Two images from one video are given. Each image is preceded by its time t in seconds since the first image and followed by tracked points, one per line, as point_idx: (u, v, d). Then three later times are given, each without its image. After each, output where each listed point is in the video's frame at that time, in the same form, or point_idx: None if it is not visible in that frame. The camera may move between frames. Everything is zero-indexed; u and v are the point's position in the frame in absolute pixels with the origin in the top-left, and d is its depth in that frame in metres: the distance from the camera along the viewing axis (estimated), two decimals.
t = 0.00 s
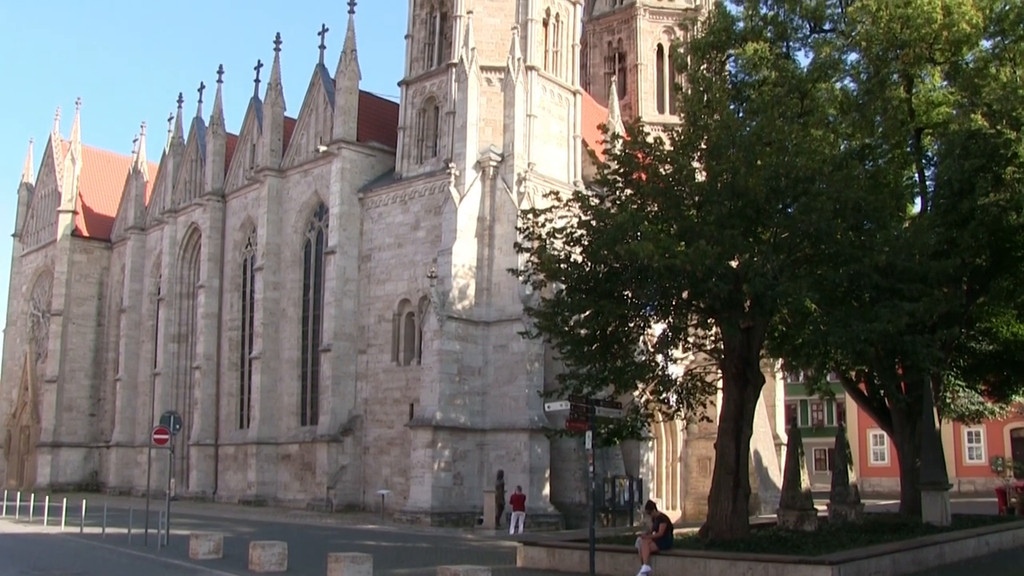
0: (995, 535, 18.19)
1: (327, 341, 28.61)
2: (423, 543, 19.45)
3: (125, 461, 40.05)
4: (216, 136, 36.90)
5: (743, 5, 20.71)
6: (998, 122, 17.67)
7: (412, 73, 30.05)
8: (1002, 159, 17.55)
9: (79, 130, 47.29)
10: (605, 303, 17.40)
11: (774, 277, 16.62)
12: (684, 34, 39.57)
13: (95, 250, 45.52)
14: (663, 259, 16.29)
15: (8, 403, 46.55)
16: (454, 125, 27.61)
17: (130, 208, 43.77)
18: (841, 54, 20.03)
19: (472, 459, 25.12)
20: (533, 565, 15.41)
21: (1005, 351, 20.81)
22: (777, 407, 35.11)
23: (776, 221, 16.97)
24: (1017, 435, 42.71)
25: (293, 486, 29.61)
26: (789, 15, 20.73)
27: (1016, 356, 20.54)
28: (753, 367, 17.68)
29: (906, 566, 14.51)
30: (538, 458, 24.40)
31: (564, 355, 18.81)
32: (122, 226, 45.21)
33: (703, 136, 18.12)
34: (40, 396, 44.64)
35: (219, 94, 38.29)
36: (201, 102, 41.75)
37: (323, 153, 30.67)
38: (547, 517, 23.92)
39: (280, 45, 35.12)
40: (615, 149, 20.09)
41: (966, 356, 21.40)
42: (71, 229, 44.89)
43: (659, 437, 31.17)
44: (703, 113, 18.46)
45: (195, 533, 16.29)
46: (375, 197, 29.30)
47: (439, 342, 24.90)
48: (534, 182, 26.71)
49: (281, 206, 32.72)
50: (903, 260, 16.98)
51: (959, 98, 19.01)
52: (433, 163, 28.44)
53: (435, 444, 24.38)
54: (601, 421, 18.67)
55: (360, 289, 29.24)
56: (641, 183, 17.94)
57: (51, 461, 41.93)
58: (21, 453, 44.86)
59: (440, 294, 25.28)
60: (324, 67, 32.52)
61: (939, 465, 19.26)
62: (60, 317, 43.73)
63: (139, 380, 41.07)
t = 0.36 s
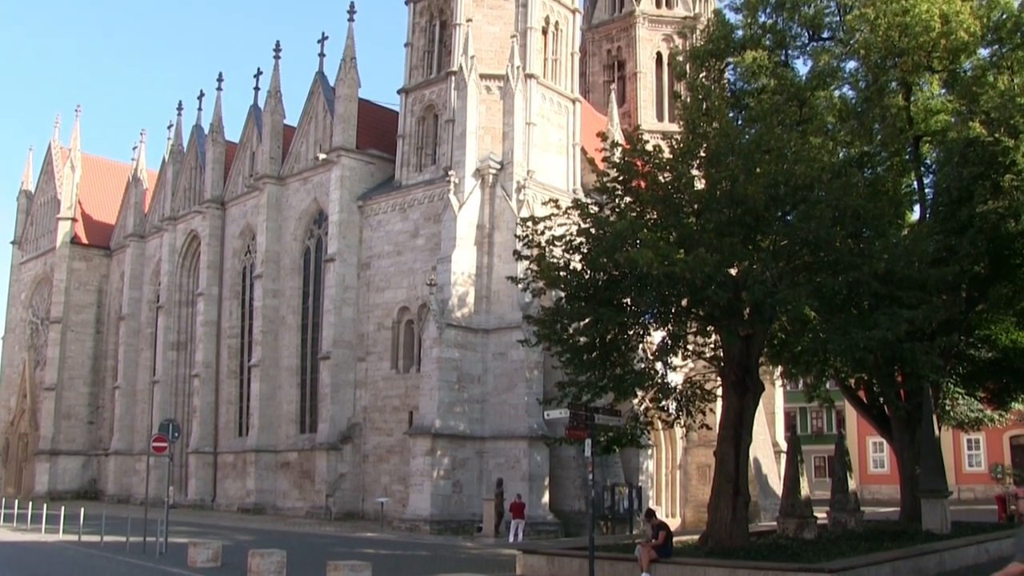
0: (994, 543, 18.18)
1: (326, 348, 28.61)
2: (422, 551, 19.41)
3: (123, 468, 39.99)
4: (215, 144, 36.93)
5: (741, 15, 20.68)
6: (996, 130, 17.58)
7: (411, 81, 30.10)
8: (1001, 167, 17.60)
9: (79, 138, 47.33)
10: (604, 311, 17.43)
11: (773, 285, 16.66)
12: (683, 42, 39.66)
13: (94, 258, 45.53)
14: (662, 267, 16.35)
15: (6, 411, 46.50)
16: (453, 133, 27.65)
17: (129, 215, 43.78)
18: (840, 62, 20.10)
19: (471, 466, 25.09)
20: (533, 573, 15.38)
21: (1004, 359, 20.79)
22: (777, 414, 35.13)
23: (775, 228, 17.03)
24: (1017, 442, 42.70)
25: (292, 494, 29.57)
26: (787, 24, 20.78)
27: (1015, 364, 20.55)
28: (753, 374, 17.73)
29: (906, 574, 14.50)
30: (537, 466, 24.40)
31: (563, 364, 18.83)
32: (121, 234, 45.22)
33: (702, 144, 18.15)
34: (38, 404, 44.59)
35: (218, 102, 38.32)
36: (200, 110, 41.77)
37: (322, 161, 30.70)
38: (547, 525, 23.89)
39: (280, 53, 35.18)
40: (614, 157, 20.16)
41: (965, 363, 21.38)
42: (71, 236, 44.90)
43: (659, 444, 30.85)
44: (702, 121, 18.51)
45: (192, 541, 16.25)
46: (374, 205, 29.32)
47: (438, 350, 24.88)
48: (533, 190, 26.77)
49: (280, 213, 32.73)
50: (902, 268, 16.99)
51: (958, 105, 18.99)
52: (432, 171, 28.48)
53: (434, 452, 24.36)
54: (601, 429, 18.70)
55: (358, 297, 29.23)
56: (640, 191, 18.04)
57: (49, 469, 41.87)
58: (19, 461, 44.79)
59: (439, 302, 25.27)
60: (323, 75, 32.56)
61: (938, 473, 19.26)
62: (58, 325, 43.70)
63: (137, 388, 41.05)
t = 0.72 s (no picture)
0: (995, 552, 18.13)
1: (325, 357, 28.59)
2: (422, 560, 19.37)
3: (122, 477, 39.94)
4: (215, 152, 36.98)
5: (740, 26, 20.82)
6: (993, 139, 17.53)
7: (411, 90, 30.16)
8: (999, 176, 17.56)
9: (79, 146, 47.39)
10: (603, 320, 17.44)
11: (773, 294, 16.68)
12: (682, 52, 39.75)
13: (93, 266, 45.54)
14: (662, 276, 16.41)
15: (4, 419, 46.44)
16: (453, 142, 27.68)
17: (129, 224, 43.80)
18: (838, 72, 20.13)
19: (471, 476, 25.05)
20: None
21: (1004, 368, 20.76)
22: (776, 423, 35.10)
23: (774, 237, 17.08)
24: (1017, 451, 42.65)
25: (291, 503, 29.53)
26: (785, 34, 20.86)
27: (1015, 373, 20.52)
28: (753, 383, 17.70)
29: None
30: (536, 475, 24.36)
31: (563, 373, 18.85)
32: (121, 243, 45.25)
33: (702, 153, 18.23)
34: (37, 412, 44.53)
35: (219, 111, 38.37)
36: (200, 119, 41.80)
37: (322, 170, 30.73)
38: (546, 534, 23.86)
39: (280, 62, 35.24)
40: (613, 166, 20.25)
41: (965, 372, 21.30)
42: (70, 245, 44.91)
43: (659, 453, 30.45)
44: (702, 130, 18.60)
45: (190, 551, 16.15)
46: (374, 214, 29.33)
47: (438, 359, 24.86)
48: (532, 200, 26.82)
49: (280, 222, 32.74)
50: (902, 277, 16.99)
51: (957, 115, 19.01)
52: (432, 180, 28.51)
53: (433, 461, 24.33)
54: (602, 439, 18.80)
55: (358, 306, 29.22)
56: (640, 200, 18.14)
57: (47, 478, 41.80)
58: (17, 469, 44.73)
59: (438, 311, 25.26)
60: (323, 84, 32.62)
61: (938, 482, 19.24)
62: (57, 333, 43.67)
63: (136, 397, 41.02)
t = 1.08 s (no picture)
0: (996, 563, 18.06)
1: (325, 368, 28.56)
2: (421, 572, 19.30)
3: (121, 488, 39.83)
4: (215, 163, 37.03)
5: (739, 36, 21.04)
6: (994, 149, 17.62)
7: (410, 101, 30.21)
8: (999, 186, 17.59)
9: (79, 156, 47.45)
10: (603, 331, 17.51)
11: (773, 304, 16.71)
12: (681, 63, 39.83)
13: (94, 276, 45.56)
14: (662, 286, 16.49)
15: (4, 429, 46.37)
16: (453, 153, 27.68)
17: (129, 234, 43.83)
18: (837, 82, 20.19)
19: (470, 486, 24.99)
20: None
21: (1004, 378, 20.72)
22: (776, 433, 35.06)
23: (773, 248, 17.15)
24: (1017, 461, 42.59)
25: (290, 514, 29.47)
26: (785, 44, 20.95)
27: (1015, 383, 20.46)
28: (753, 394, 17.85)
29: None
30: (536, 486, 24.32)
31: (562, 384, 18.91)
32: (121, 253, 45.26)
33: (701, 164, 18.31)
34: (36, 422, 44.48)
35: (219, 121, 38.42)
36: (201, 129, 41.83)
37: (322, 180, 30.76)
38: (546, 545, 23.81)
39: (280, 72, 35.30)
40: (613, 177, 20.33)
41: (965, 383, 21.26)
42: (70, 255, 44.92)
43: (659, 463, 30.34)
44: (701, 140, 18.70)
45: (189, 561, 15.81)
46: (374, 225, 29.35)
47: (438, 369, 24.83)
48: (532, 210, 26.88)
49: (280, 232, 32.75)
50: (902, 287, 16.97)
51: (956, 124, 19.03)
52: (432, 190, 28.54)
53: (433, 471, 24.27)
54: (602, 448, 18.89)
55: (357, 316, 29.19)
56: (639, 210, 18.26)
57: (47, 488, 41.71)
58: (16, 479, 44.65)
59: (438, 322, 25.25)
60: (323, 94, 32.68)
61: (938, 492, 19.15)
62: (57, 343, 43.62)
63: (136, 407, 40.98)
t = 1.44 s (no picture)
0: None
1: (324, 379, 28.53)
2: None
3: (120, 499, 39.74)
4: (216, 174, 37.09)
5: (738, 47, 21.37)
6: (992, 160, 17.69)
7: (410, 112, 30.27)
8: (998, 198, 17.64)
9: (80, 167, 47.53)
10: (603, 342, 17.61)
11: (773, 315, 16.79)
12: (681, 75, 39.92)
13: (93, 287, 45.56)
14: (661, 297, 16.60)
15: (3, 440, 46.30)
16: (452, 164, 27.70)
17: (129, 244, 43.86)
18: (837, 94, 20.14)
19: (470, 497, 24.93)
20: None
21: (1005, 389, 20.66)
22: (776, 445, 35.00)
23: (773, 259, 17.25)
24: (1018, 473, 42.55)
25: (290, 525, 29.41)
26: (784, 56, 21.05)
27: (1016, 395, 20.43)
28: (753, 405, 17.99)
29: None
30: (536, 497, 24.27)
31: (562, 395, 19.01)
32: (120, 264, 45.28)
33: (700, 175, 18.42)
34: (35, 433, 44.40)
35: (219, 132, 38.48)
36: (201, 140, 41.88)
37: (322, 192, 30.81)
38: (546, 556, 23.78)
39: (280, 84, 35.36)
40: (613, 189, 20.47)
41: (966, 395, 21.09)
42: (70, 266, 44.92)
43: (659, 475, 30.25)
44: (700, 152, 18.85)
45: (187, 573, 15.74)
46: (374, 236, 29.38)
47: (438, 380, 24.81)
48: (532, 221, 26.94)
49: (280, 244, 32.77)
50: (902, 298, 16.96)
51: (954, 136, 18.91)
52: (432, 202, 28.58)
53: (433, 483, 24.22)
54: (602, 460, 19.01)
55: (357, 327, 29.18)
56: (639, 222, 18.39)
57: (45, 499, 41.61)
58: (15, 490, 44.56)
59: (438, 333, 25.24)
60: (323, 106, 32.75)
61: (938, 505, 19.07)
62: (56, 353, 43.56)
63: (135, 418, 40.93)
